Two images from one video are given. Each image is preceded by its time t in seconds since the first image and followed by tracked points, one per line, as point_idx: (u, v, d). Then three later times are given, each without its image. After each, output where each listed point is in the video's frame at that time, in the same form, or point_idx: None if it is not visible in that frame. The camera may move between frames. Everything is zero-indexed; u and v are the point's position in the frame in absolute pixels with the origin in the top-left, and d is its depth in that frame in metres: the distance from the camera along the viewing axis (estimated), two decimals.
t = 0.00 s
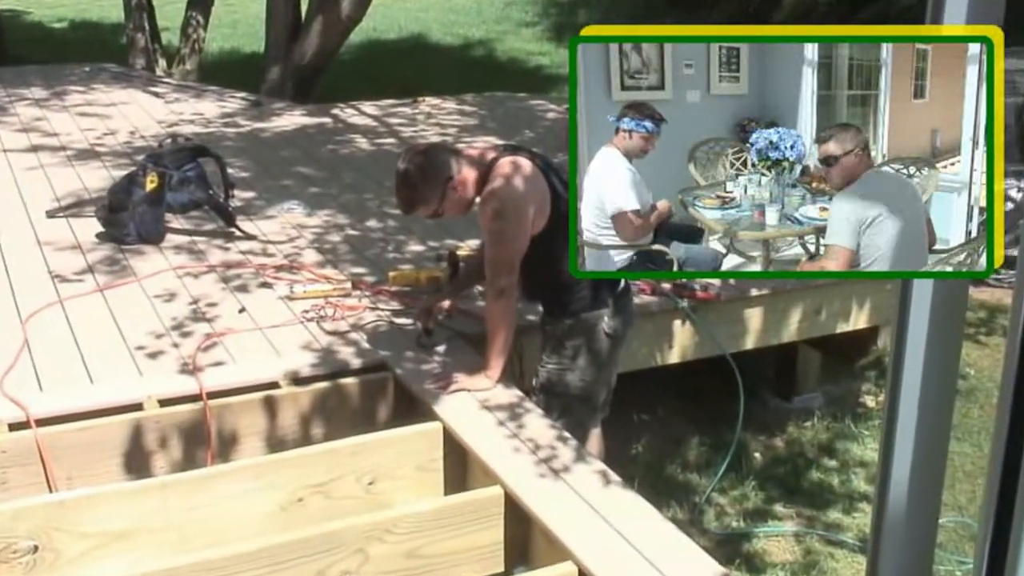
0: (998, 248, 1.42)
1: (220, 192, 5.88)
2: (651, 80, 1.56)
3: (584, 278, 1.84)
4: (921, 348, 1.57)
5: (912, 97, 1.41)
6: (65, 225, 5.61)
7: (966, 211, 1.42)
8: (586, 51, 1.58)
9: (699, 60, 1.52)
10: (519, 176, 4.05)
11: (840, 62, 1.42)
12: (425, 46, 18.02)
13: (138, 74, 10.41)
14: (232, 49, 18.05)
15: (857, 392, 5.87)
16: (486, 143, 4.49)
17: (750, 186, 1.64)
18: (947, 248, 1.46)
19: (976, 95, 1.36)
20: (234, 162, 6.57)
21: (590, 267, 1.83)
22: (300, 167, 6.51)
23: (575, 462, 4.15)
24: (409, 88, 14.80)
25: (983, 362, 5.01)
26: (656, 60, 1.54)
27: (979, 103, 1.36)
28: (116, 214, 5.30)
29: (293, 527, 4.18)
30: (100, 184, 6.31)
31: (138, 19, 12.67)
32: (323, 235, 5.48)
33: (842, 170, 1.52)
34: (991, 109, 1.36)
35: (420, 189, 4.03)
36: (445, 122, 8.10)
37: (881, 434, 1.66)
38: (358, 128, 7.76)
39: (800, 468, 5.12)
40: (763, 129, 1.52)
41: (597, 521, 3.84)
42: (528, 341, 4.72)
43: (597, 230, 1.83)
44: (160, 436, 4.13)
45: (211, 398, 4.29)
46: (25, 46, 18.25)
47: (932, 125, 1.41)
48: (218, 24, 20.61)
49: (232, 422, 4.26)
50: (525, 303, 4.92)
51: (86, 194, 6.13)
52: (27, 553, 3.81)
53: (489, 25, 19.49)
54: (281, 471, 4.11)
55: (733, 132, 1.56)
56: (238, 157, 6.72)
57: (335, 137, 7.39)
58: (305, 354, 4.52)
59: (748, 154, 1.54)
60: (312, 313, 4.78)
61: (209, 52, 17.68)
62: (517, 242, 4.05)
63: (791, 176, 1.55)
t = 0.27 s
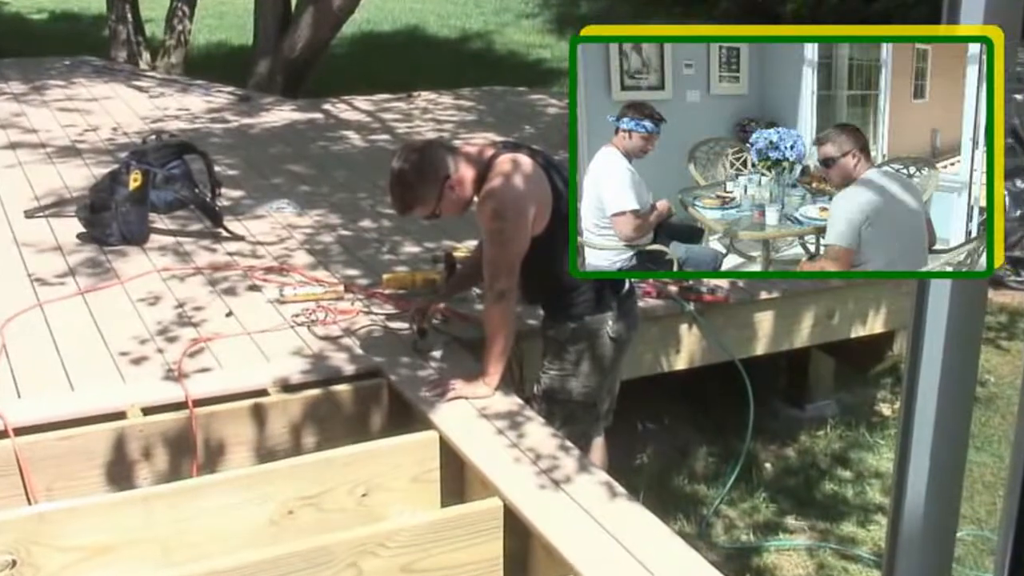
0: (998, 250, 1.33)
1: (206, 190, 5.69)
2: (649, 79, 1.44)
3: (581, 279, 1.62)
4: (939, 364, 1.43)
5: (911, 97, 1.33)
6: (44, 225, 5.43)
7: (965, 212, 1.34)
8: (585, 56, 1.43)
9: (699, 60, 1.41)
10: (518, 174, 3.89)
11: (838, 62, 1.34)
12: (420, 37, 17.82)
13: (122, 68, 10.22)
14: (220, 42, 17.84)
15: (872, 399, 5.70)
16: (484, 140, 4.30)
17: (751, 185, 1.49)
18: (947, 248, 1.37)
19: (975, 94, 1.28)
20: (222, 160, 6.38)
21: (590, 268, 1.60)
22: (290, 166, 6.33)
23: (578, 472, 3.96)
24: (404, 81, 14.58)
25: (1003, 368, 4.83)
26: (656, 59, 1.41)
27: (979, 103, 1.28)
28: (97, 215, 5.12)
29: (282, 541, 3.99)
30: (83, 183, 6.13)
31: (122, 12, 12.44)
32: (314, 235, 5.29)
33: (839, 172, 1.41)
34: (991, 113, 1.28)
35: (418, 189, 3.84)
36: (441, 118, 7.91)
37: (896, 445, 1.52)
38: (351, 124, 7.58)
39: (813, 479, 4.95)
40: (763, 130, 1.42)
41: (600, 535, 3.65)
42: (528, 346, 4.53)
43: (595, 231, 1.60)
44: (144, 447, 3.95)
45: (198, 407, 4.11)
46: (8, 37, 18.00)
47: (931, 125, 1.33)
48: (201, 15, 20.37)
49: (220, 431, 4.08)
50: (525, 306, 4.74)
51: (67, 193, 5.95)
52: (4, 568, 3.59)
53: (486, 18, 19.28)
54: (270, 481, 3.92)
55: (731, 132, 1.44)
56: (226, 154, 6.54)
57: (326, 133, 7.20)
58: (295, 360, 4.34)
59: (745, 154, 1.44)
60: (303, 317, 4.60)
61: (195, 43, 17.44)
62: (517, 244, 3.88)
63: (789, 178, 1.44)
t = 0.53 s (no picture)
0: (997, 248, 1.60)
1: (193, 188, 5.51)
2: (651, 80, 1.78)
3: (581, 278, 2.02)
4: (958, 372, 1.65)
5: (912, 97, 1.59)
6: (23, 225, 5.25)
7: (966, 211, 1.61)
8: (586, 52, 1.76)
9: (699, 60, 1.72)
10: (520, 171, 3.69)
11: (839, 61, 1.61)
12: (416, 27, 17.59)
13: (103, 59, 10.02)
14: (209, 31, 17.58)
15: (888, 408, 5.54)
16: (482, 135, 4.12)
17: (751, 186, 1.82)
18: (946, 248, 1.65)
19: (976, 93, 1.54)
20: (209, 156, 6.20)
21: (589, 267, 2.01)
22: (280, 162, 6.14)
23: (583, 482, 3.76)
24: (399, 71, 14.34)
25: None
26: (656, 60, 1.74)
27: (980, 100, 1.54)
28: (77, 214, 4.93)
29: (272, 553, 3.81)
30: (62, 180, 5.94)
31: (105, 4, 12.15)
32: (306, 234, 5.11)
33: (838, 173, 1.70)
34: (991, 112, 1.54)
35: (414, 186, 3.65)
36: (438, 112, 7.72)
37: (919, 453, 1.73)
38: (344, 118, 7.39)
39: (828, 491, 4.78)
40: (765, 129, 1.72)
41: (607, 549, 3.44)
42: (530, 351, 4.35)
43: (592, 233, 2.02)
44: (128, 456, 3.77)
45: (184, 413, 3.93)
46: None
47: (931, 125, 1.59)
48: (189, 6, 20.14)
49: (208, 439, 3.89)
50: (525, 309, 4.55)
51: (46, 191, 5.76)
52: None
53: (485, 10, 19.07)
54: (258, 491, 3.73)
55: (733, 133, 1.76)
56: (213, 150, 6.35)
57: (319, 128, 7.01)
58: (286, 364, 4.16)
59: (749, 154, 1.74)
60: (293, 320, 4.41)
61: (182, 33, 17.19)
62: (517, 244, 3.69)
63: (790, 176, 1.74)
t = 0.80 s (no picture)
0: (995, 248, 1.98)
1: (186, 181, 5.33)
2: (650, 81, 2.28)
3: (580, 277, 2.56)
4: (987, 397, 2.11)
5: (912, 97, 1.97)
6: (11, 219, 5.08)
7: (967, 210, 1.98)
8: (587, 53, 2.25)
9: (697, 61, 2.19)
10: (530, 164, 3.51)
11: (840, 62, 2.00)
12: (421, 11, 17.36)
13: (93, 45, 9.85)
14: (202, 12, 17.32)
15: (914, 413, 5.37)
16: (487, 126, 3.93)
17: (750, 186, 2.24)
18: (947, 248, 2.04)
19: (977, 91, 1.92)
20: (205, 147, 6.03)
21: (586, 267, 2.54)
22: (279, 152, 5.97)
23: (594, 488, 3.56)
24: (404, 52, 14.02)
25: None
26: (655, 61, 2.23)
27: (980, 96, 1.92)
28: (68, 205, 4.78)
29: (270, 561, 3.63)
30: (51, 172, 5.78)
31: None
32: (305, 229, 4.93)
33: (838, 174, 2.08)
34: (986, 101, 1.92)
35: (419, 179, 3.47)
36: (444, 100, 7.53)
37: (949, 471, 2.20)
38: (344, 107, 7.22)
39: (851, 500, 4.61)
40: (765, 129, 2.14)
41: (620, 563, 3.24)
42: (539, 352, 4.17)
43: (592, 235, 2.57)
44: (120, 461, 3.61)
45: (177, 415, 3.76)
46: None
47: (933, 125, 1.96)
48: None
49: (204, 444, 3.72)
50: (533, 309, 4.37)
51: (34, 184, 5.60)
52: None
53: None
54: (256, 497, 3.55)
55: (733, 133, 2.22)
56: (208, 141, 6.17)
57: (319, 118, 6.83)
58: (284, 364, 3.99)
59: (750, 154, 2.14)
60: (291, 319, 4.24)
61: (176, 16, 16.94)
62: (526, 242, 3.51)
63: (790, 176, 2.13)
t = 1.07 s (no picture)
0: (992, 246, 2.28)
1: (180, 143, 5.15)
2: (652, 81, 2.73)
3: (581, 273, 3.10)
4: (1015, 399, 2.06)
5: (913, 97, 2.29)
6: None
7: (967, 207, 2.29)
8: (588, 51, 2.67)
9: (696, 61, 2.61)
10: (541, 127, 3.33)
11: (841, 63, 2.37)
12: None
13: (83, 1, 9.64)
14: None
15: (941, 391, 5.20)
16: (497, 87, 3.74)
17: (748, 185, 2.72)
18: (948, 248, 2.38)
19: (977, 92, 2.19)
20: (199, 109, 5.83)
21: (586, 265, 3.07)
22: (278, 115, 5.77)
23: (607, 468, 3.39)
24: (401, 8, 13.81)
25: None
26: (658, 59, 2.63)
27: (981, 97, 2.19)
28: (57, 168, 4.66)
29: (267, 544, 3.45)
30: (38, 135, 5.60)
31: None
32: (305, 195, 4.75)
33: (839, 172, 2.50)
34: (988, 101, 2.19)
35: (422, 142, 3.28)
36: (449, 58, 7.34)
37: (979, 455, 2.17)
38: (346, 68, 7.03)
39: (876, 480, 4.48)
40: (765, 127, 2.58)
41: (635, 546, 3.07)
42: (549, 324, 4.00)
43: (592, 233, 3.03)
44: (113, 438, 3.44)
45: (171, 390, 3.59)
46: None
47: (933, 125, 2.26)
48: None
49: (200, 422, 3.55)
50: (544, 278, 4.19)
51: (22, 147, 5.42)
52: None
53: None
54: (255, 476, 3.37)
55: (733, 134, 2.69)
56: (203, 103, 5.98)
57: (318, 77, 6.63)
58: (283, 336, 3.81)
59: (750, 152, 2.60)
60: (289, 291, 4.06)
61: None
62: (535, 208, 3.33)
63: (790, 175, 2.57)
